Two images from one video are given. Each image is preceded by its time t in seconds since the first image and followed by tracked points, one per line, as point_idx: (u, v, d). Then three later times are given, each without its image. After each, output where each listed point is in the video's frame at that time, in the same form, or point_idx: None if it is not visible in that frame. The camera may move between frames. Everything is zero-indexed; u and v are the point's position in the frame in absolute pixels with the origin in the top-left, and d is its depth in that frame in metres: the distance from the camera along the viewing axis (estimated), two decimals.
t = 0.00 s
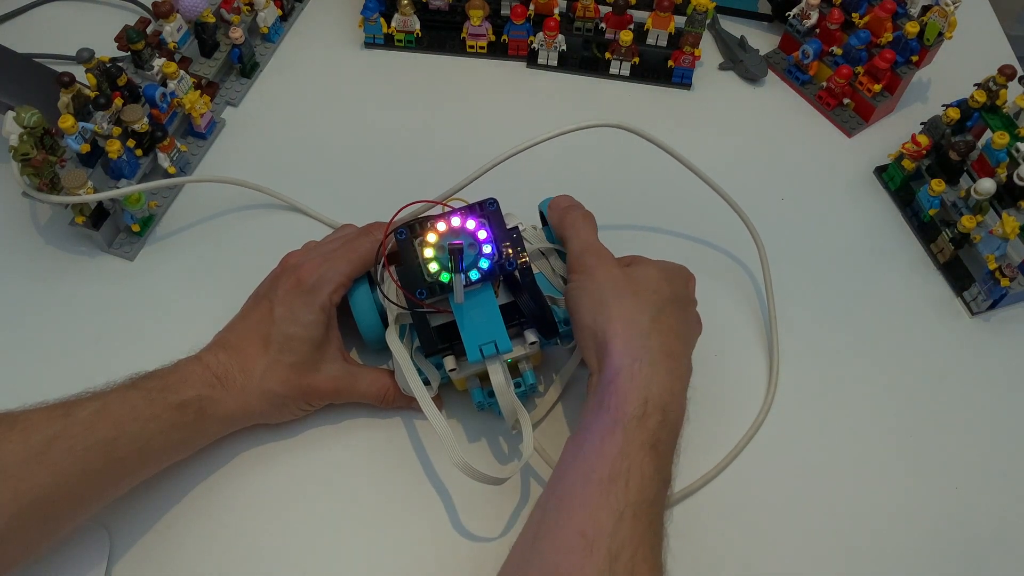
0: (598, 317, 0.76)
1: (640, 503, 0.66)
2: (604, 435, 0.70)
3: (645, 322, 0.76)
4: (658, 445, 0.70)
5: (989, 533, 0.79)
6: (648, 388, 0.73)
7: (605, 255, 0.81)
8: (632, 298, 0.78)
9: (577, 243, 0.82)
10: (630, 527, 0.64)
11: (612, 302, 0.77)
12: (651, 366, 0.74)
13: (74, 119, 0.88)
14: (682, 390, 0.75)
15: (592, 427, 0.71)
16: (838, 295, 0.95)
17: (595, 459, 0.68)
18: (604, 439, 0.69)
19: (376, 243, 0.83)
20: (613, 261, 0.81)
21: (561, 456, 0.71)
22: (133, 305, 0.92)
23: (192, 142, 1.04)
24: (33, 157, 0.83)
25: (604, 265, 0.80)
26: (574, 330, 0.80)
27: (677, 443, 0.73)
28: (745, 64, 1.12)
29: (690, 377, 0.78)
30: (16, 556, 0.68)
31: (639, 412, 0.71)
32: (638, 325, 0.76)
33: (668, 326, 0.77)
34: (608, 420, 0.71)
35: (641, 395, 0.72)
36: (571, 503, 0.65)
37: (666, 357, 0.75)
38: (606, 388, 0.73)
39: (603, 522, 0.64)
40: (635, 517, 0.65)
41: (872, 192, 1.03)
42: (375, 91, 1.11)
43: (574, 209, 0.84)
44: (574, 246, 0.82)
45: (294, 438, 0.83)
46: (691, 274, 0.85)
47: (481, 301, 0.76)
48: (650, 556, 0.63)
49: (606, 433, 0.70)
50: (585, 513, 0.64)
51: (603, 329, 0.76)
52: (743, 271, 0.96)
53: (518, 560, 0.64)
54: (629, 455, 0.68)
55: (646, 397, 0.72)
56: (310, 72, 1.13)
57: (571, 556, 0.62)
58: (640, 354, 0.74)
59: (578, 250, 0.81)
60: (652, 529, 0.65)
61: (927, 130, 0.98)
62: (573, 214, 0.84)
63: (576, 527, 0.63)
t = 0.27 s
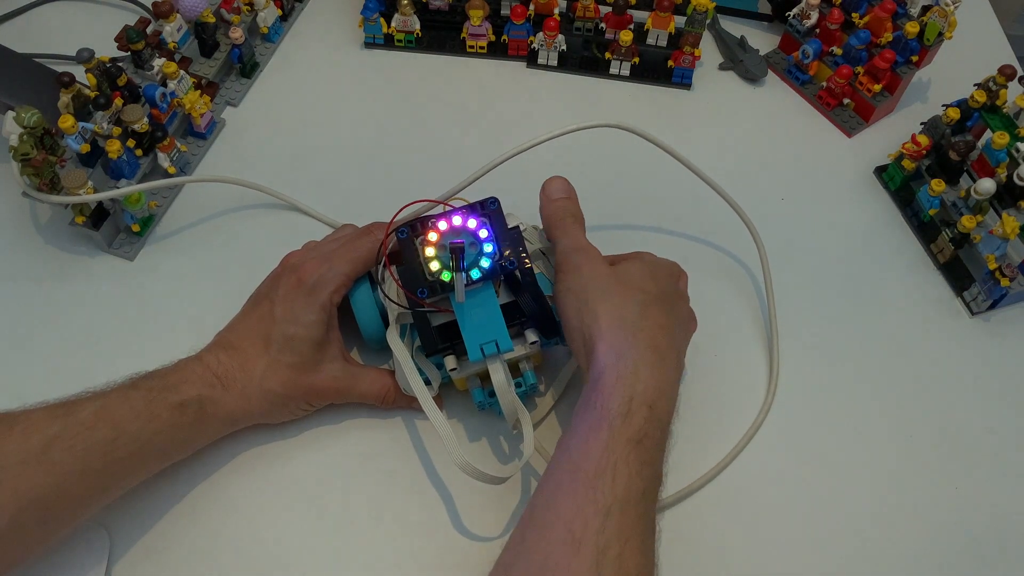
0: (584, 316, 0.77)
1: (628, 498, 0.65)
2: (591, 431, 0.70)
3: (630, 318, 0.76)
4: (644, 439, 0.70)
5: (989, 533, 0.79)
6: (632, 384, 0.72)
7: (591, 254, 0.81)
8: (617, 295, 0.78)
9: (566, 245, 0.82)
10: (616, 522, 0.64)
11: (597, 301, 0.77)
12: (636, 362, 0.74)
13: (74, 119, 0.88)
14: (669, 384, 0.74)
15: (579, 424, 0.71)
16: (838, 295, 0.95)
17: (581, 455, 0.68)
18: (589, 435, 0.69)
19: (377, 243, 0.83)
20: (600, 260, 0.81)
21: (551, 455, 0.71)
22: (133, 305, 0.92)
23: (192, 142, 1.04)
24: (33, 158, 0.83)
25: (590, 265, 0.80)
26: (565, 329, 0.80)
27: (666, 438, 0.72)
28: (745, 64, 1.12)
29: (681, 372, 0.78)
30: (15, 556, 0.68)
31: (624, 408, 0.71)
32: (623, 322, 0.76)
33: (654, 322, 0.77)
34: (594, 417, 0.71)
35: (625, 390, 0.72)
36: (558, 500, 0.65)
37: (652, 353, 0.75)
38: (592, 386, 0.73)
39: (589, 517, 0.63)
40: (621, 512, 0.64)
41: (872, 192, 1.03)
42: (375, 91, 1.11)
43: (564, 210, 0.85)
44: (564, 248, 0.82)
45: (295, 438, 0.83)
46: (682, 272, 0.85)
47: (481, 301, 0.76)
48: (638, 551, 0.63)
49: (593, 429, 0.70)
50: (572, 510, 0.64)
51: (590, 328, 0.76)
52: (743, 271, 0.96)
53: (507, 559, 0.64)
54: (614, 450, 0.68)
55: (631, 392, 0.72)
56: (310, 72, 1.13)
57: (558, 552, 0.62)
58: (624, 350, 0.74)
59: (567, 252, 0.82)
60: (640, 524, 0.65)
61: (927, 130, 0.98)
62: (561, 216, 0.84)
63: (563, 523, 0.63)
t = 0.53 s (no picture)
0: (598, 323, 0.76)
1: (641, 512, 0.66)
2: (605, 443, 0.70)
3: (646, 329, 0.76)
4: (658, 453, 0.70)
5: (990, 533, 0.79)
6: (647, 396, 0.72)
7: (606, 261, 0.80)
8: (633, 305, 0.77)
9: (580, 250, 0.81)
10: (629, 535, 0.64)
11: (613, 309, 0.76)
12: (651, 374, 0.74)
13: (74, 119, 0.88)
14: (682, 397, 0.74)
15: (592, 435, 0.71)
16: (837, 295, 0.95)
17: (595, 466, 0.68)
18: (604, 447, 0.69)
19: (377, 244, 0.83)
20: (614, 268, 0.80)
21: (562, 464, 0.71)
22: (133, 305, 0.92)
23: (192, 142, 1.04)
24: (33, 158, 0.83)
25: (605, 272, 0.79)
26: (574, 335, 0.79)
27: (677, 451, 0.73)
28: (745, 64, 1.12)
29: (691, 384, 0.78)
30: (16, 556, 0.68)
31: (639, 420, 0.71)
32: (639, 332, 0.75)
33: (669, 333, 0.77)
34: (608, 428, 0.71)
35: (640, 402, 0.72)
36: (572, 511, 0.65)
37: (667, 365, 0.75)
38: (607, 396, 0.73)
39: (603, 530, 0.64)
40: (635, 525, 0.64)
41: (872, 193, 1.03)
42: (375, 91, 1.11)
43: (577, 216, 0.84)
44: (578, 252, 0.81)
45: (294, 439, 0.83)
46: (692, 281, 0.85)
47: (481, 302, 0.76)
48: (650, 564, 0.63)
49: (607, 441, 0.70)
50: (586, 522, 0.64)
51: (603, 337, 0.75)
52: (743, 271, 0.96)
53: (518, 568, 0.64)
54: (628, 463, 0.68)
55: (646, 405, 0.72)
56: (310, 72, 1.13)
57: (572, 563, 0.62)
58: (640, 361, 0.74)
59: (579, 256, 0.81)
60: (651, 537, 0.65)
61: (927, 130, 0.98)
62: (575, 221, 0.83)
63: (576, 535, 0.63)
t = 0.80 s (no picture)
0: (582, 319, 0.76)
1: (624, 501, 0.65)
2: (588, 435, 0.70)
3: (627, 321, 0.76)
4: (640, 442, 0.70)
5: (991, 533, 0.79)
6: (629, 387, 0.72)
7: (591, 256, 0.81)
8: (615, 298, 0.78)
9: (566, 247, 0.82)
10: (612, 525, 0.64)
11: (595, 303, 0.77)
12: (633, 365, 0.74)
13: (74, 119, 0.88)
14: (666, 387, 0.74)
15: (576, 429, 0.71)
16: (838, 295, 0.95)
17: (577, 459, 0.68)
18: (586, 439, 0.69)
19: (377, 243, 0.83)
20: (599, 262, 0.80)
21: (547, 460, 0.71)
22: (133, 305, 0.92)
23: (192, 142, 1.04)
24: (33, 158, 0.83)
25: (589, 266, 0.80)
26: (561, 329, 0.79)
27: (663, 440, 0.73)
28: (745, 64, 1.12)
29: (678, 374, 0.78)
30: (15, 556, 0.68)
31: (621, 411, 0.71)
32: (620, 324, 0.76)
33: (651, 324, 0.77)
34: (591, 420, 0.71)
35: (621, 394, 0.72)
36: (556, 504, 0.65)
37: (648, 356, 0.75)
38: (590, 389, 0.73)
39: (586, 522, 0.64)
40: (618, 516, 0.64)
41: (872, 192, 1.03)
42: (375, 91, 1.11)
43: (565, 212, 0.85)
44: (564, 248, 0.82)
45: (294, 438, 0.83)
46: (684, 276, 0.84)
47: (482, 299, 0.76)
48: (636, 553, 0.63)
49: (589, 433, 0.70)
50: (568, 513, 0.64)
51: (587, 331, 0.76)
52: (743, 271, 0.96)
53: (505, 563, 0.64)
54: (610, 454, 0.68)
55: (628, 396, 0.72)
56: (310, 72, 1.13)
57: (555, 556, 0.62)
58: (621, 353, 0.74)
59: (566, 252, 0.81)
60: (635, 528, 0.65)
61: (927, 130, 0.98)
62: (562, 218, 0.84)
63: (559, 527, 0.64)
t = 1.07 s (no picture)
0: (589, 323, 0.76)
1: (631, 510, 0.66)
2: (594, 442, 0.70)
3: (635, 327, 0.76)
4: (647, 451, 0.70)
5: (991, 533, 0.79)
6: (637, 395, 0.72)
7: (599, 259, 0.80)
8: (624, 303, 0.77)
9: (575, 250, 0.81)
10: (618, 534, 0.64)
11: (604, 308, 0.76)
12: (640, 372, 0.74)
13: (74, 119, 0.88)
14: (672, 395, 0.74)
15: (582, 435, 0.71)
16: (838, 295, 0.95)
17: (583, 466, 0.68)
18: (593, 446, 0.69)
19: (377, 244, 0.83)
20: (608, 266, 0.80)
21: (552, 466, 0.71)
22: (133, 305, 0.92)
23: (192, 142, 1.04)
24: (33, 158, 0.83)
25: (599, 271, 0.79)
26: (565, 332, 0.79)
27: (668, 449, 0.73)
28: (745, 64, 1.12)
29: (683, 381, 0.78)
30: (15, 556, 0.67)
31: (628, 419, 0.71)
32: (628, 330, 0.76)
33: (659, 331, 0.77)
34: (597, 427, 0.71)
35: (629, 401, 0.72)
36: (561, 511, 0.65)
37: (656, 363, 0.75)
38: (596, 395, 0.73)
39: (591, 529, 0.64)
40: (624, 524, 0.64)
41: (872, 193, 1.03)
42: (375, 91, 1.11)
43: (574, 214, 0.84)
44: (573, 251, 0.81)
45: (294, 439, 0.83)
46: (688, 280, 0.84)
47: (481, 302, 0.76)
48: (640, 562, 0.63)
49: (596, 440, 0.70)
50: (573, 521, 0.64)
51: (593, 337, 0.75)
52: (743, 271, 0.96)
53: (510, 568, 0.64)
54: (617, 462, 0.68)
55: (635, 403, 0.72)
56: (310, 72, 1.13)
57: (561, 563, 0.62)
58: (629, 360, 0.74)
59: (574, 255, 0.81)
60: (640, 536, 0.65)
61: (927, 130, 0.98)
62: (572, 221, 0.83)
63: (565, 534, 0.64)
